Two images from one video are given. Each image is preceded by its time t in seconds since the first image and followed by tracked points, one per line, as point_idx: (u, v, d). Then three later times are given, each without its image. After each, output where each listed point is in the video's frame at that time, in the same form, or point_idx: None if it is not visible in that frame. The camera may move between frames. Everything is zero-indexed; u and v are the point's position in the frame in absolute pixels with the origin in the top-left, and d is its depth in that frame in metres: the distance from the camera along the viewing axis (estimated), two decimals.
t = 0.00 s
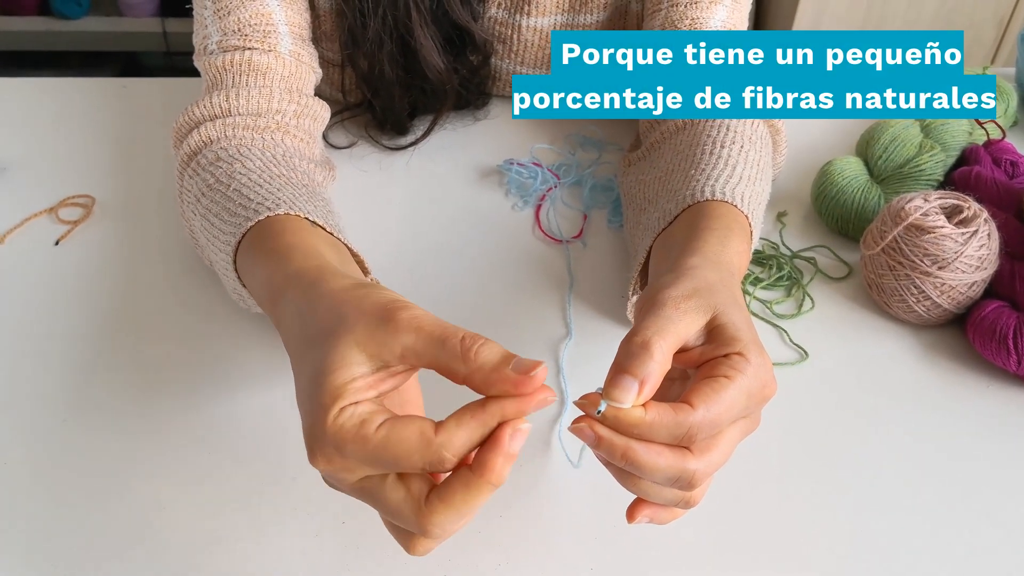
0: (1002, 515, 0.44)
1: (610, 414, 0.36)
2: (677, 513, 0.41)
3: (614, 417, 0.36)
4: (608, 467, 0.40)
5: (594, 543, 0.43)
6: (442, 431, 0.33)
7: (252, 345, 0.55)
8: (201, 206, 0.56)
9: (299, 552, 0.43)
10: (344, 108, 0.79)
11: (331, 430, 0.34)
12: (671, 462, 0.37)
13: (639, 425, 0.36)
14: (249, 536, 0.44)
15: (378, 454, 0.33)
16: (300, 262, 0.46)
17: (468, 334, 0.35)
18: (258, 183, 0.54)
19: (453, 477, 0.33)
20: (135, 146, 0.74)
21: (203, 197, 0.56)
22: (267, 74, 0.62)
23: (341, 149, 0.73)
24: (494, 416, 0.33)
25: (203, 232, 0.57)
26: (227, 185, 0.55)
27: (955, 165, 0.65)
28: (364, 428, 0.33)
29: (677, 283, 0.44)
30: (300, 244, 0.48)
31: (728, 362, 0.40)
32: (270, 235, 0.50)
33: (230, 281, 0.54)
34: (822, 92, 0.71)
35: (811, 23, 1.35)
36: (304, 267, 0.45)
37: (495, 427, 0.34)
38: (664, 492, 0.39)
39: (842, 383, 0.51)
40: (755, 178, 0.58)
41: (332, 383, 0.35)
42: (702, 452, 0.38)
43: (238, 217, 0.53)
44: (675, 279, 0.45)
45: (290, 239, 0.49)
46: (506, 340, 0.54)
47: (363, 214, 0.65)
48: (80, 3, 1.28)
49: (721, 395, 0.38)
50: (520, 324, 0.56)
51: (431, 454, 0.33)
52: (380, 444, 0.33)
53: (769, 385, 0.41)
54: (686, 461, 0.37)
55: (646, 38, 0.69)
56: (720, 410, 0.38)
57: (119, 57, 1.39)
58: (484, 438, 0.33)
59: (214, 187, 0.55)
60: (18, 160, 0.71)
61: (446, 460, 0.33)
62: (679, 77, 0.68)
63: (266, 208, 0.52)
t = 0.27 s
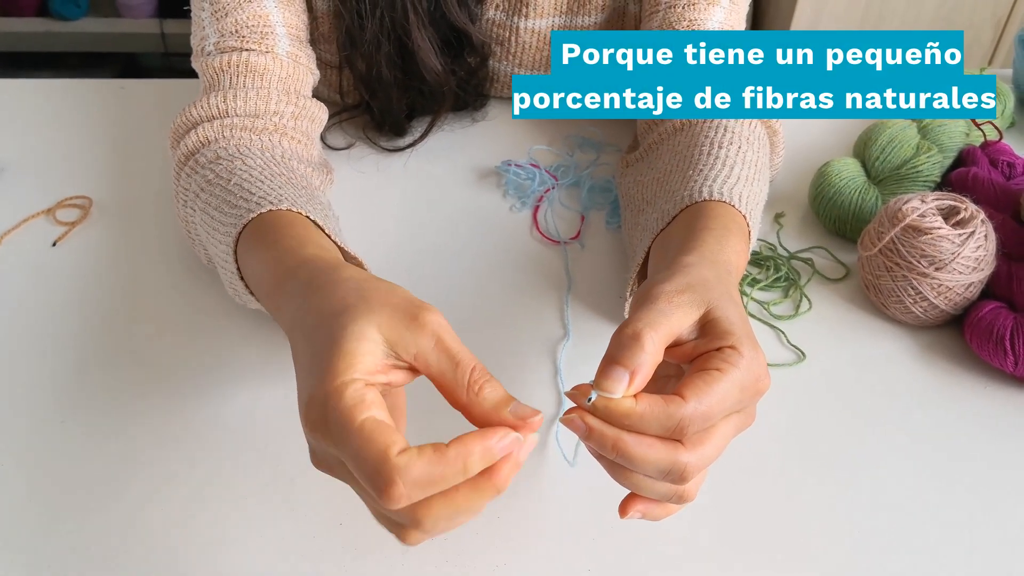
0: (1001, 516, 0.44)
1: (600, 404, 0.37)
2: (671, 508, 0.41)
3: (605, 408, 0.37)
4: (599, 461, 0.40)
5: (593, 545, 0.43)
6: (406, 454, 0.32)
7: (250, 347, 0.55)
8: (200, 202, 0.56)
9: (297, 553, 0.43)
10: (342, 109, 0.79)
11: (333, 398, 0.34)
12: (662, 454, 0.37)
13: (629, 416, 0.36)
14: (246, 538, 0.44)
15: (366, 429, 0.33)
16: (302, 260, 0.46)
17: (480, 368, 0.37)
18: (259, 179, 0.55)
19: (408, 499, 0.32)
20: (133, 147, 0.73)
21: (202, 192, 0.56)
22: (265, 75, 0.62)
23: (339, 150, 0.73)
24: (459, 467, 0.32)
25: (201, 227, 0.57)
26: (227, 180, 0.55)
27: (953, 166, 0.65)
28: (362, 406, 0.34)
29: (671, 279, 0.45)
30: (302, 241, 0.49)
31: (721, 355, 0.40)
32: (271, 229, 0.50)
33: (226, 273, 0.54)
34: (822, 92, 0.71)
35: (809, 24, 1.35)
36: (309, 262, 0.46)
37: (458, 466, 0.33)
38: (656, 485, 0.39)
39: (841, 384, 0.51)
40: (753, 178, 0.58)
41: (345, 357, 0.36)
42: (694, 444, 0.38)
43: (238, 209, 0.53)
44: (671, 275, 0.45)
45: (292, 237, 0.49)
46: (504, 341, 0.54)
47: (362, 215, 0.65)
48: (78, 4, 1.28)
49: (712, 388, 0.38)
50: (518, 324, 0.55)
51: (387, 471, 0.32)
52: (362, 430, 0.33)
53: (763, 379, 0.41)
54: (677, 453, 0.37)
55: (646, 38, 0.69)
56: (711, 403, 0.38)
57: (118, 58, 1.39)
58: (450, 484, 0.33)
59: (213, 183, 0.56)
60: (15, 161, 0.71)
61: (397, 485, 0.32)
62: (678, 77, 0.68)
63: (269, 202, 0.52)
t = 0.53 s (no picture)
0: (1002, 516, 0.44)
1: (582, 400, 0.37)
2: (666, 507, 0.41)
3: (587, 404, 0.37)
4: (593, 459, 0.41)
5: (593, 544, 0.43)
6: (493, 416, 0.34)
7: (250, 346, 0.55)
8: (210, 199, 0.56)
9: (298, 552, 0.43)
10: (343, 109, 0.79)
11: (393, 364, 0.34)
12: (648, 449, 0.37)
13: (612, 411, 0.37)
14: (247, 538, 0.44)
15: (437, 399, 0.33)
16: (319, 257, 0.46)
17: (522, 333, 0.37)
18: (272, 176, 0.55)
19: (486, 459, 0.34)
20: (134, 146, 0.73)
21: (212, 189, 0.56)
22: (268, 74, 0.62)
23: (340, 150, 0.73)
24: (540, 428, 0.35)
25: (213, 225, 0.56)
26: (239, 177, 0.55)
27: (953, 166, 0.65)
28: (431, 377, 0.34)
29: (657, 277, 0.45)
30: (326, 235, 0.49)
31: (706, 350, 0.40)
32: (292, 227, 0.50)
33: (242, 271, 0.54)
34: (822, 92, 0.71)
35: (809, 24, 1.35)
36: (330, 258, 0.46)
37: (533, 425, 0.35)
38: (647, 482, 0.39)
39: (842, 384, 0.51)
40: (752, 177, 0.58)
41: (396, 325, 0.36)
42: (681, 439, 0.38)
43: (256, 206, 0.53)
44: (659, 274, 0.46)
45: (316, 233, 0.49)
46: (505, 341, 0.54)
47: (362, 215, 0.65)
48: (79, 4, 1.28)
49: (698, 383, 0.38)
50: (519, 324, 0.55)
51: (472, 433, 0.33)
52: (436, 398, 0.33)
53: (752, 373, 0.40)
54: (664, 448, 0.37)
55: (646, 38, 0.69)
56: (697, 398, 0.38)
57: (118, 58, 1.39)
58: (527, 443, 0.35)
59: (225, 179, 0.56)
60: (16, 161, 0.71)
61: (484, 448, 0.33)
62: (678, 77, 0.68)
63: (288, 199, 0.52)
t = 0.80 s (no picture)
0: (1001, 516, 0.44)
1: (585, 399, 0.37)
2: (673, 504, 0.40)
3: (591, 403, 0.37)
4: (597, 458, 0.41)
5: (593, 544, 0.43)
6: (499, 438, 0.33)
7: (250, 346, 0.55)
8: (218, 202, 0.56)
9: (298, 552, 0.43)
10: (343, 108, 0.79)
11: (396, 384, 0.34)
12: (653, 445, 0.37)
13: (616, 408, 0.37)
14: (247, 537, 0.44)
15: (447, 417, 0.33)
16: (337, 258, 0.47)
17: (522, 345, 0.36)
18: (281, 178, 0.55)
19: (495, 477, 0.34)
20: (134, 145, 0.73)
21: (220, 192, 0.56)
22: (271, 75, 0.62)
23: (340, 149, 0.73)
24: (548, 443, 0.34)
25: (220, 229, 0.56)
26: (249, 180, 0.55)
27: (953, 165, 0.65)
28: (438, 395, 0.34)
29: (654, 275, 0.45)
30: (347, 237, 0.49)
31: (707, 346, 0.40)
32: (308, 230, 0.50)
33: (252, 274, 0.54)
34: (822, 92, 0.71)
35: (809, 23, 1.35)
36: (349, 262, 0.46)
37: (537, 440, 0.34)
38: (653, 480, 0.38)
39: (841, 383, 0.51)
40: (750, 177, 0.58)
41: (398, 342, 0.36)
42: (687, 435, 0.37)
43: (268, 210, 0.53)
44: (655, 272, 0.46)
45: (331, 235, 0.49)
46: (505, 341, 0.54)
47: (362, 214, 0.65)
48: (79, 3, 1.28)
49: (700, 379, 0.38)
50: (519, 324, 0.55)
51: (480, 455, 0.33)
52: (446, 417, 0.33)
53: (753, 367, 0.41)
54: (669, 444, 0.37)
55: (646, 39, 0.69)
56: (700, 394, 0.38)
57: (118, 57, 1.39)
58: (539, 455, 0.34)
59: (234, 183, 0.56)
60: (16, 160, 0.71)
61: (493, 467, 0.33)
62: (678, 76, 0.68)
63: (299, 202, 0.52)
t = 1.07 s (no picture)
0: (1001, 517, 0.44)
1: (595, 395, 0.36)
2: (682, 501, 0.41)
3: (600, 399, 0.36)
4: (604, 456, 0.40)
5: (593, 546, 0.43)
6: (414, 457, 0.32)
7: (250, 347, 0.54)
8: (206, 200, 0.56)
9: (298, 554, 0.43)
10: (343, 109, 0.79)
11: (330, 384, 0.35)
12: (663, 442, 0.37)
13: (625, 405, 0.36)
14: (246, 540, 0.44)
15: (377, 425, 0.33)
16: (311, 254, 0.47)
17: (461, 356, 0.35)
18: (267, 178, 0.55)
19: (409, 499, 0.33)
20: (134, 147, 0.73)
21: (208, 191, 0.56)
22: (267, 76, 0.62)
23: (340, 151, 0.74)
24: (467, 459, 0.33)
25: (209, 227, 0.56)
26: (235, 179, 0.55)
27: (953, 167, 0.65)
28: (371, 399, 0.34)
29: (659, 274, 0.45)
30: (321, 236, 0.49)
31: (716, 341, 0.40)
32: (288, 228, 0.50)
33: (237, 273, 0.54)
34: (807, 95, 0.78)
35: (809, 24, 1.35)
36: (320, 257, 0.46)
37: (457, 457, 0.33)
38: (661, 477, 0.38)
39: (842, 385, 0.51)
40: (753, 178, 0.58)
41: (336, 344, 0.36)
42: (696, 431, 0.38)
43: (248, 207, 0.53)
44: (661, 269, 0.46)
45: (310, 232, 0.49)
46: (505, 342, 0.54)
47: (362, 216, 0.65)
48: (79, 5, 1.28)
49: (710, 374, 0.38)
50: (519, 326, 0.55)
51: (397, 476, 0.32)
52: (372, 427, 0.33)
53: (761, 363, 0.40)
54: (679, 440, 0.37)
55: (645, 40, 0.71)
56: (709, 389, 0.38)
57: (118, 59, 1.39)
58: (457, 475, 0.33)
59: (220, 181, 0.56)
60: (16, 162, 0.71)
61: (407, 488, 0.32)
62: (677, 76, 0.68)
63: (279, 200, 0.52)
